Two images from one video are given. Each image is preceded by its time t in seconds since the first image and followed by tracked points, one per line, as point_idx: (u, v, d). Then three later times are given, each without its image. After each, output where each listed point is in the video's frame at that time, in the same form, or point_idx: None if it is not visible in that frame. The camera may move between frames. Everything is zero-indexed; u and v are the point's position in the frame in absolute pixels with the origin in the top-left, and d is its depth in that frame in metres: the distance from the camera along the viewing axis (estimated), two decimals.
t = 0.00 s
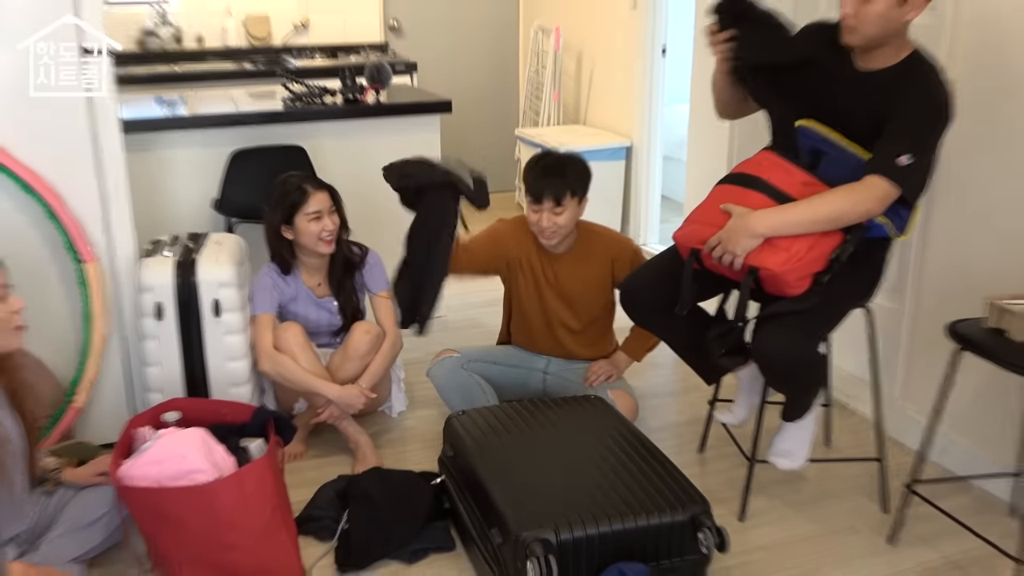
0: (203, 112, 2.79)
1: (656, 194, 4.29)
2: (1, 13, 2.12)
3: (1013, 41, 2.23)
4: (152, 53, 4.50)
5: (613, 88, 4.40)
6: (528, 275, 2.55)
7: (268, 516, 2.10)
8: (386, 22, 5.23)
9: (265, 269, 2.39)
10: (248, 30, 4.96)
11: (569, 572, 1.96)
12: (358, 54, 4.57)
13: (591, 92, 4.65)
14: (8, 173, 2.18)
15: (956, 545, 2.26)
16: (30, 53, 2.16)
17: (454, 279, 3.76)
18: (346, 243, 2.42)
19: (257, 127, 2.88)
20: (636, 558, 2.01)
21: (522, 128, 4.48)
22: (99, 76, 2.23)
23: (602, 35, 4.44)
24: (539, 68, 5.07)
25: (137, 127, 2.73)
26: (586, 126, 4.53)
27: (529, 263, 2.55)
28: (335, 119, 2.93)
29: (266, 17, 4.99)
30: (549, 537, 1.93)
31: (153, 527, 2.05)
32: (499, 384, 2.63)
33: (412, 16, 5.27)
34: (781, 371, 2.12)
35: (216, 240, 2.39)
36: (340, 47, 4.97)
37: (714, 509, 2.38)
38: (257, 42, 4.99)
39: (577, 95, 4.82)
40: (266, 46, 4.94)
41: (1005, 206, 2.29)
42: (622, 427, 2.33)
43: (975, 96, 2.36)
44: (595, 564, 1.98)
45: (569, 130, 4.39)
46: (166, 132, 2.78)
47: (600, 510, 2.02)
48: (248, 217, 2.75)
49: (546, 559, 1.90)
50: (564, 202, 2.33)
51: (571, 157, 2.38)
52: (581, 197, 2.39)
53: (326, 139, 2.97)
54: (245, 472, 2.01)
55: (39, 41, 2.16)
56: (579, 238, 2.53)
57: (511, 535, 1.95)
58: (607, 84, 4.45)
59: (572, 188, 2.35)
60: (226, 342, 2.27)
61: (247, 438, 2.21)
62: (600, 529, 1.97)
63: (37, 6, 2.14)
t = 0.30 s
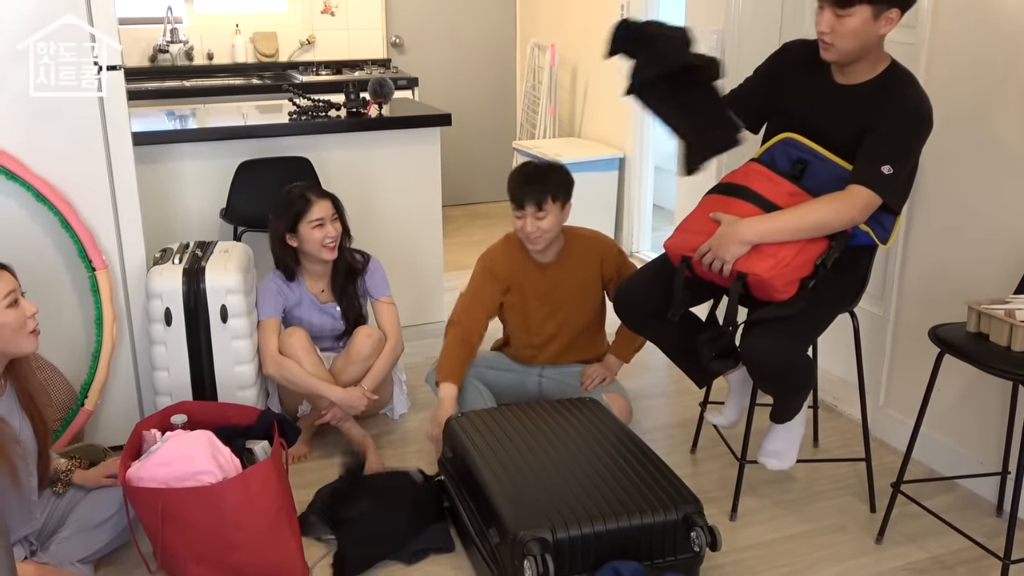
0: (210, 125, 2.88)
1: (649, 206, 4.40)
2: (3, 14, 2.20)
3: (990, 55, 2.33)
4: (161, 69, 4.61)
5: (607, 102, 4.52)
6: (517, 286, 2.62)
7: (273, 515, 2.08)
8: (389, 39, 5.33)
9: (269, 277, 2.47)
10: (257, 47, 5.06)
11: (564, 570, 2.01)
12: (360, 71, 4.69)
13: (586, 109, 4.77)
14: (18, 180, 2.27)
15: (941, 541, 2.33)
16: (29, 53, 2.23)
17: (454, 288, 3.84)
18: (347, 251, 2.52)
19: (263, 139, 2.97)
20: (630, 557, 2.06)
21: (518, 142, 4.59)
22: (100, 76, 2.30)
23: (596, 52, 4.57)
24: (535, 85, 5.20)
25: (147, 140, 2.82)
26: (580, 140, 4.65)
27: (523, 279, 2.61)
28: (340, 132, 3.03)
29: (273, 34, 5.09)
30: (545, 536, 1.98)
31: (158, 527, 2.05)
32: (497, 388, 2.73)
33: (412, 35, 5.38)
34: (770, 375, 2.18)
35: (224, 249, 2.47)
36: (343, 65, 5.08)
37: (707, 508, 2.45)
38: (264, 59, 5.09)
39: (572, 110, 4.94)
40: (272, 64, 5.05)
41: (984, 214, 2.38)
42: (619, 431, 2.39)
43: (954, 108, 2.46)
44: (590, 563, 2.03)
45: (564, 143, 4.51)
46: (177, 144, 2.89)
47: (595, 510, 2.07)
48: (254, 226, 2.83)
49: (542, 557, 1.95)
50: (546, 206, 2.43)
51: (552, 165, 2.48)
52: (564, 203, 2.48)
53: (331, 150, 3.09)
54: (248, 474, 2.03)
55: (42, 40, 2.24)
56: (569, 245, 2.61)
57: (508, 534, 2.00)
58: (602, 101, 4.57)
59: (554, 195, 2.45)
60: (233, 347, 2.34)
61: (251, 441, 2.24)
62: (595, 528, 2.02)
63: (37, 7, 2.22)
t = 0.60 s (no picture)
0: (207, 132, 2.88)
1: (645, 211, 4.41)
2: (3, 14, 2.20)
3: (984, 63, 2.34)
4: (158, 76, 4.61)
5: (604, 110, 4.52)
6: (501, 293, 2.63)
7: (270, 522, 2.08)
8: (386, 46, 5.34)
9: (264, 284, 2.46)
10: (253, 54, 5.06)
11: None
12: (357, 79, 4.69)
13: (583, 116, 4.77)
14: (16, 187, 2.26)
15: (938, 546, 2.34)
16: (30, 53, 2.23)
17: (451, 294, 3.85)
18: (342, 255, 2.52)
19: (259, 146, 2.98)
20: (627, 562, 2.06)
21: (515, 149, 4.60)
22: (100, 76, 2.30)
23: (592, 60, 4.59)
24: (532, 92, 5.21)
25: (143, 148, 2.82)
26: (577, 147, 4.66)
27: (507, 287, 2.62)
28: (337, 138, 3.04)
29: (269, 42, 5.10)
30: (543, 542, 1.98)
31: (155, 535, 2.04)
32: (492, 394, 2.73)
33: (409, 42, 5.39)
34: (767, 380, 2.18)
35: (218, 255, 2.46)
36: (341, 72, 5.09)
37: (704, 513, 2.45)
38: (261, 66, 5.09)
39: (569, 116, 4.95)
40: (269, 71, 5.05)
41: (979, 220, 2.40)
42: (615, 437, 2.39)
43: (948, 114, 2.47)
44: (587, 569, 2.03)
45: (560, 149, 4.52)
46: (174, 151, 2.89)
47: (592, 516, 2.07)
48: (251, 233, 2.83)
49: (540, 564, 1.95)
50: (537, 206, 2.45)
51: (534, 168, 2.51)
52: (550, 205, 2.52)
53: (328, 157, 3.09)
54: (246, 480, 2.02)
55: (42, 40, 2.24)
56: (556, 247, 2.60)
57: (506, 540, 2.00)
58: (598, 108, 4.58)
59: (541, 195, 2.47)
60: (229, 353, 2.34)
61: (248, 447, 2.24)
62: (592, 534, 2.02)
63: (38, 8, 2.22)
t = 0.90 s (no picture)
0: (205, 139, 2.88)
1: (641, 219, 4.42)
2: (3, 14, 2.20)
3: (979, 76, 2.35)
4: (156, 82, 4.60)
5: (601, 118, 4.53)
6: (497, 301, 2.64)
7: (264, 530, 2.07)
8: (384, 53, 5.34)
9: (260, 291, 2.46)
10: (251, 60, 5.05)
11: None
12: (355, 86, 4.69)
13: (581, 125, 4.78)
14: (13, 192, 2.26)
15: (934, 558, 2.34)
16: (30, 53, 2.23)
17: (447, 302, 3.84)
18: (340, 263, 2.51)
19: (257, 153, 2.97)
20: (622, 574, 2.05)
21: (512, 156, 4.61)
22: (99, 77, 2.30)
23: (589, 68, 4.59)
24: (529, 100, 5.22)
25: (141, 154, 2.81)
26: (574, 155, 4.66)
27: (503, 295, 2.63)
28: (335, 145, 3.04)
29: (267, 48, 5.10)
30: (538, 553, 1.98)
31: (148, 544, 2.02)
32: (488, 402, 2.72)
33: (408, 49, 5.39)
34: (763, 392, 2.16)
35: (214, 262, 2.45)
36: (339, 78, 5.09)
37: (700, 524, 2.45)
38: (259, 72, 5.08)
39: (567, 124, 4.95)
40: (267, 77, 5.04)
41: (975, 232, 2.40)
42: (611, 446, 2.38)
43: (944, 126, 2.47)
44: None
45: (558, 157, 4.53)
46: (171, 157, 2.88)
47: (587, 526, 2.06)
48: (249, 240, 2.83)
49: None
50: (535, 216, 2.44)
51: (526, 176, 2.50)
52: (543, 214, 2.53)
53: (326, 165, 3.09)
54: (240, 488, 2.01)
55: (42, 40, 2.24)
56: (551, 255, 2.62)
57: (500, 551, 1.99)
58: (596, 116, 4.58)
59: (536, 204, 2.46)
60: (225, 361, 2.34)
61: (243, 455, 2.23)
62: (587, 545, 2.01)
63: (38, 8, 2.22)
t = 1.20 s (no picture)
0: (204, 143, 2.87)
1: (638, 227, 4.42)
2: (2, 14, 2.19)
3: (978, 88, 2.35)
4: (155, 85, 4.59)
5: (599, 126, 4.53)
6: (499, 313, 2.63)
7: (257, 535, 2.06)
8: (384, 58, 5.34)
9: (258, 295, 2.46)
10: (251, 64, 5.05)
11: None
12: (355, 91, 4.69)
13: (580, 132, 4.78)
14: (10, 194, 2.25)
15: (929, 570, 2.33)
16: (30, 53, 2.23)
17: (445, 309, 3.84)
18: (339, 271, 2.51)
19: (255, 157, 2.97)
20: None
21: (511, 164, 4.61)
22: (99, 77, 2.30)
23: (588, 75, 4.60)
24: (528, 107, 5.22)
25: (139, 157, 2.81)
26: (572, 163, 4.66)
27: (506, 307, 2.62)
28: (334, 151, 3.04)
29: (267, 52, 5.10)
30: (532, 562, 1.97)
31: (141, 548, 2.01)
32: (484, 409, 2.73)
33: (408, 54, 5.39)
34: (758, 401, 2.15)
35: (211, 266, 2.45)
36: (339, 83, 5.09)
37: (695, 534, 2.44)
38: (259, 76, 5.08)
39: (565, 131, 4.95)
40: (267, 81, 5.04)
41: (972, 244, 2.40)
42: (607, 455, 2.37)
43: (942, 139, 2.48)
44: None
45: (556, 165, 4.53)
46: (169, 160, 2.88)
47: (583, 535, 2.05)
48: (246, 244, 2.82)
49: None
50: (548, 235, 2.45)
51: (541, 191, 2.48)
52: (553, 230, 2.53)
53: (325, 170, 3.08)
54: (233, 493, 2.01)
55: (41, 40, 2.23)
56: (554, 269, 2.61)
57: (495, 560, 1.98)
58: (594, 124, 4.58)
59: (550, 222, 2.46)
60: (221, 365, 2.33)
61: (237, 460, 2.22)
62: (582, 554, 2.01)
63: (38, 8, 2.22)
